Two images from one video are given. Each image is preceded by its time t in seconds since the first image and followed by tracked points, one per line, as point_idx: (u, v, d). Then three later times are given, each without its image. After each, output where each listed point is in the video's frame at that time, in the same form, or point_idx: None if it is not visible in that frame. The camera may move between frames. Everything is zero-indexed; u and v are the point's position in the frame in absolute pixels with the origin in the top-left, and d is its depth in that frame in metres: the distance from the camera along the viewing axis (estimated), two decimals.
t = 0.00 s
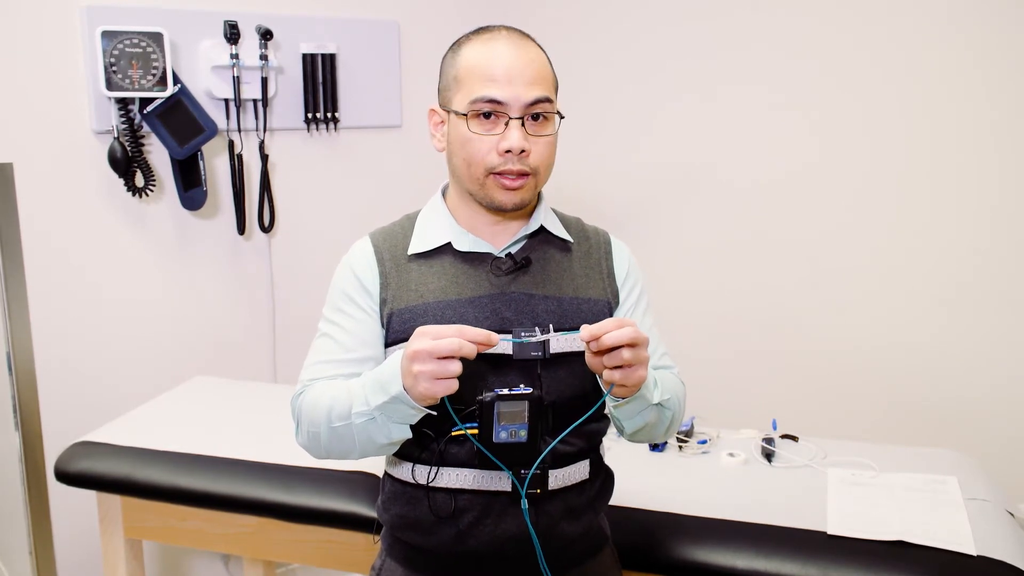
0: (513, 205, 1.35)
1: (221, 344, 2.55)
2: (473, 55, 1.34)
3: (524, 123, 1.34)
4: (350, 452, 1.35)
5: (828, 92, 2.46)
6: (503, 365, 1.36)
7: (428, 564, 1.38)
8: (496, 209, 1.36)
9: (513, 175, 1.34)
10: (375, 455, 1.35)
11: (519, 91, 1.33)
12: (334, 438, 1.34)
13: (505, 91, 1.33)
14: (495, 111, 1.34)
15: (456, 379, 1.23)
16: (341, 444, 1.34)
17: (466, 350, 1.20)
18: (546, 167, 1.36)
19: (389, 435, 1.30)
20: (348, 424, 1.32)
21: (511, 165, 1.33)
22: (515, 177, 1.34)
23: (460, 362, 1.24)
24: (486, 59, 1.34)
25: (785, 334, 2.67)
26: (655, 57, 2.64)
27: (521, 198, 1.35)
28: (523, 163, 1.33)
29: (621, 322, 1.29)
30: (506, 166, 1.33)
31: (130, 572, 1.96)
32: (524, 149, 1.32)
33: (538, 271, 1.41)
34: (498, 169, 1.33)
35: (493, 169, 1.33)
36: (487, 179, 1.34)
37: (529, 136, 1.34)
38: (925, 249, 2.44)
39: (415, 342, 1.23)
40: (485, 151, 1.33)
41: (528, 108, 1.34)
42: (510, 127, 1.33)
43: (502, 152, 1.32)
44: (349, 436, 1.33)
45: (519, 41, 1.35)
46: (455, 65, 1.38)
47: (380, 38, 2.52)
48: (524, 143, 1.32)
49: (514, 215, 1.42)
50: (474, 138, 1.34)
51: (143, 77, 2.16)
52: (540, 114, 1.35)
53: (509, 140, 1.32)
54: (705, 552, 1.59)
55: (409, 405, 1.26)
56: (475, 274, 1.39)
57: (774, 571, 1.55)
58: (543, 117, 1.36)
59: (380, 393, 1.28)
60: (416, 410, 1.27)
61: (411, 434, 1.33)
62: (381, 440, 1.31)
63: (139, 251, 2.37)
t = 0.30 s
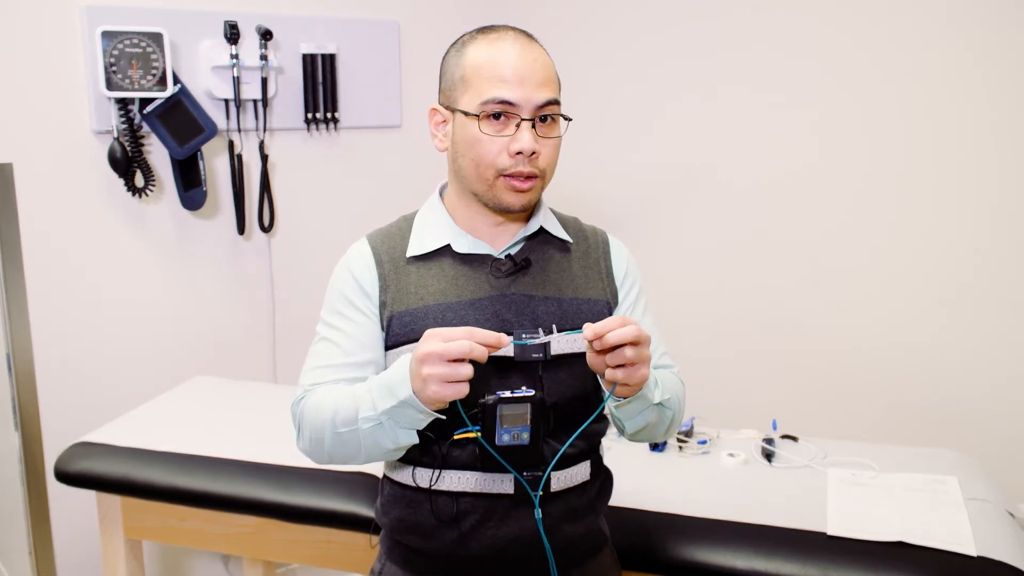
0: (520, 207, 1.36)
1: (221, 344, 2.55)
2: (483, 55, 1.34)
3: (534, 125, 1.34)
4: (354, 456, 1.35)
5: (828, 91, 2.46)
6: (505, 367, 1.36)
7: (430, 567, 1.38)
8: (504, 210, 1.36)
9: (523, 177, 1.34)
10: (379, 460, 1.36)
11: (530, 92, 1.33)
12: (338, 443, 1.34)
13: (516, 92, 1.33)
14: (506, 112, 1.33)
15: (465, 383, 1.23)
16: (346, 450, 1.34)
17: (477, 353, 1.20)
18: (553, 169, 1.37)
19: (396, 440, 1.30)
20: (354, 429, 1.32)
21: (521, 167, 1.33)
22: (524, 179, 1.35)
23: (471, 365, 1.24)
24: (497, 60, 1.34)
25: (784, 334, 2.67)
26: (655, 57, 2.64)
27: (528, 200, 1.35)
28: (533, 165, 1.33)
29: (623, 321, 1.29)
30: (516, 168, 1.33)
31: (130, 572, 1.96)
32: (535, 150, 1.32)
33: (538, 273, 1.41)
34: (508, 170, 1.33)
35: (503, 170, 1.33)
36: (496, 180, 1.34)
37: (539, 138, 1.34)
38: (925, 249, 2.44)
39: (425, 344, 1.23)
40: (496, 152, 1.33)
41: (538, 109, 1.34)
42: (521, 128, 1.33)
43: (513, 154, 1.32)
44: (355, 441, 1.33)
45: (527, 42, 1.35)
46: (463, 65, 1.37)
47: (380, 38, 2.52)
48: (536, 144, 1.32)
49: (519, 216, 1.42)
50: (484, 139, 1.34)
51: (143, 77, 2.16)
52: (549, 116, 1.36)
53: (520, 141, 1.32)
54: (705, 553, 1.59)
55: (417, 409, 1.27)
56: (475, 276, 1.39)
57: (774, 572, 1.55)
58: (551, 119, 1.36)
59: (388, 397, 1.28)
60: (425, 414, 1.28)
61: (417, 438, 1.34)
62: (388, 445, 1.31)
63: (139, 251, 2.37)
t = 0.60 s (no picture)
0: (515, 214, 1.37)
1: (221, 344, 2.54)
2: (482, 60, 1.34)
3: (531, 132, 1.35)
4: (355, 457, 1.35)
5: (828, 91, 2.45)
6: (506, 368, 1.36)
7: (430, 568, 1.38)
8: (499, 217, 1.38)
9: (518, 184, 1.35)
10: (380, 461, 1.35)
11: (528, 100, 1.33)
12: (339, 443, 1.34)
13: (513, 100, 1.33)
14: (503, 120, 1.34)
15: (463, 384, 1.24)
16: (347, 451, 1.34)
17: (472, 355, 1.21)
18: (549, 175, 1.38)
19: (398, 441, 1.30)
20: (354, 430, 1.32)
21: (517, 175, 1.34)
22: (519, 186, 1.36)
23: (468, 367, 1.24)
24: (496, 66, 1.33)
25: (784, 334, 2.67)
26: (655, 57, 2.64)
27: (523, 208, 1.37)
28: (528, 173, 1.35)
29: (623, 328, 1.29)
30: (511, 175, 1.34)
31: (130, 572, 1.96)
32: (530, 159, 1.33)
33: (539, 274, 1.41)
34: (504, 178, 1.35)
35: (498, 177, 1.35)
36: (491, 186, 1.36)
37: (536, 145, 1.35)
38: (925, 249, 2.44)
39: (421, 345, 1.23)
40: (492, 158, 1.34)
41: (536, 117, 1.34)
42: (517, 136, 1.33)
43: (509, 161, 1.33)
44: (356, 442, 1.33)
45: (528, 47, 1.35)
46: (462, 68, 1.37)
47: (380, 38, 2.52)
48: (531, 152, 1.33)
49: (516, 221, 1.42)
50: (481, 146, 1.34)
51: (143, 77, 2.16)
52: (547, 123, 1.36)
53: (516, 149, 1.32)
54: (705, 553, 1.59)
55: (417, 410, 1.27)
56: (476, 278, 1.39)
57: (774, 572, 1.55)
58: (549, 126, 1.36)
59: (389, 398, 1.28)
60: (426, 415, 1.28)
61: (418, 440, 1.34)
62: (389, 446, 1.31)
63: (139, 251, 2.37)
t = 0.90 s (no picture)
0: (510, 219, 1.38)
1: (221, 344, 2.54)
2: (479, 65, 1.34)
3: (526, 138, 1.35)
4: (353, 459, 1.35)
5: (828, 90, 2.45)
6: (502, 369, 1.36)
7: (428, 568, 1.38)
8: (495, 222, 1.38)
9: (513, 190, 1.36)
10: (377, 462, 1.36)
11: (523, 106, 1.33)
12: (337, 445, 1.34)
13: (509, 106, 1.33)
14: (498, 125, 1.34)
15: (459, 389, 1.23)
16: (344, 452, 1.34)
17: (468, 360, 1.20)
18: (544, 181, 1.38)
19: (395, 444, 1.31)
20: (351, 432, 1.32)
21: (511, 180, 1.34)
22: (514, 192, 1.36)
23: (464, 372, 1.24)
24: (492, 71, 1.33)
25: (784, 334, 2.67)
26: (655, 57, 2.64)
27: (519, 213, 1.37)
28: (523, 178, 1.35)
29: (619, 330, 1.29)
30: (506, 181, 1.35)
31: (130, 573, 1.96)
32: (524, 165, 1.33)
33: (537, 275, 1.41)
34: (499, 183, 1.35)
35: (493, 182, 1.35)
36: (486, 192, 1.36)
37: (531, 151, 1.35)
38: (925, 248, 2.43)
39: (417, 349, 1.23)
40: (486, 164, 1.35)
41: (532, 123, 1.34)
42: (512, 142, 1.34)
43: (503, 167, 1.34)
44: (353, 444, 1.33)
45: (525, 52, 1.34)
46: (460, 72, 1.37)
47: (380, 38, 2.52)
48: (526, 159, 1.33)
49: (512, 224, 1.42)
50: (476, 151, 1.35)
51: (143, 77, 2.16)
52: (543, 129, 1.36)
53: (511, 156, 1.33)
54: (703, 554, 1.59)
55: (414, 413, 1.27)
56: (474, 279, 1.39)
57: (773, 572, 1.55)
58: (545, 132, 1.36)
59: (386, 400, 1.28)
60: (422, 418, 1.28)
61: (415, 442, 1.34)
62: (386, 448, 1.31)
63: (139, 252, 2.37)
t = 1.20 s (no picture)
0: (508, 221, 1.38)
1: (221, 344, 2.54)
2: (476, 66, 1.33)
3: (523, 140, 1.35)
4: (352, 458, 1.35)
5: (828, 90, 2.45)
6: (501, 367, 1.36)
7: (427, 569, 1.38)
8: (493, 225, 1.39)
9: (511, 191, 1.36)
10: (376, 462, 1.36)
11: (520, 108, 1.33)
12: (336, 444, 1.34)
13: (506, 109, 1.33)
14: (494, 128, 1.34)
15: (459, 387, 1.24)
16: (343, 452, 1.34)
17: (468, 358, 1.21)
18: (542, 182, 1.38)
19: (395, 443, 1.31)
20: (351, 431, 1.32)
21: (508, 182, 1.35)
22: (511, 194, 1.36)
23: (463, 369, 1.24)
24: (488, 74, 1.33)
25: (784, 334, 2.67)
26: (655, 57, 2.67)
27: (517, 214, 1.38)
28: (521, 180, 1.35)
29: (617, 328, 1.29)
30: (503, 183, 1.35)
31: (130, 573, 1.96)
32: (521, 167, 1.33)
33: (536, 275, 1.42)
34: (496, 185, 1.36)
35: (490, 184, 1.35)
36: (483, 194, 1.37)
37: (528, 153, 1.35)
38: (925, 248, 2.42)
39: (416, 348, 1.23)
40: (483, 166, 1.35)
41: (528, 125, 1.34)
42: (509, 144, 1.34)
43: (500, 169, 1.34)
44: (352, 443, 1.33)
45: (522, 54, 1.34)
46: (456, 74, 1.37)
47: (380, 39, 2.52)
48: (523, 161, 1.33)
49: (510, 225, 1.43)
50: (473, 153, 1.35)
51: (143, 78, 2.16)
52: (541, 131, 1.36)
53: (507, 158, 1.33)
54: (703, 554, 1.59)
55: (414, 412, 1.27)
56: (473, 278, 1.39)
57: (773, 572, 1.55)
58: (542, 134, 1.37)
59: (386, 400, 1.28)
60: (423, 417, 1.28)
61: (415, 441, 1.34)
62: (386, 447, 1.31)
63: (139, 252, 2.37)
